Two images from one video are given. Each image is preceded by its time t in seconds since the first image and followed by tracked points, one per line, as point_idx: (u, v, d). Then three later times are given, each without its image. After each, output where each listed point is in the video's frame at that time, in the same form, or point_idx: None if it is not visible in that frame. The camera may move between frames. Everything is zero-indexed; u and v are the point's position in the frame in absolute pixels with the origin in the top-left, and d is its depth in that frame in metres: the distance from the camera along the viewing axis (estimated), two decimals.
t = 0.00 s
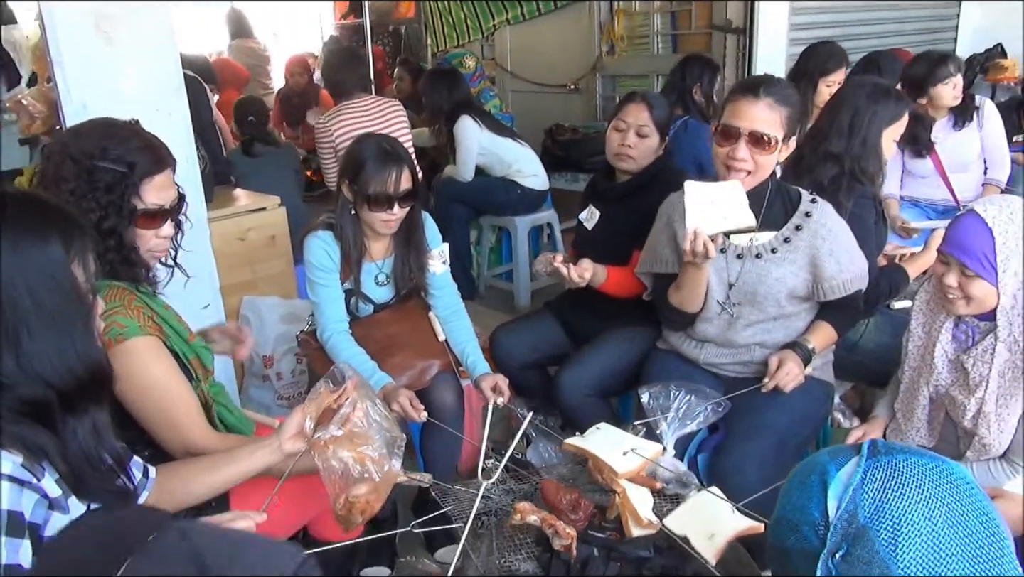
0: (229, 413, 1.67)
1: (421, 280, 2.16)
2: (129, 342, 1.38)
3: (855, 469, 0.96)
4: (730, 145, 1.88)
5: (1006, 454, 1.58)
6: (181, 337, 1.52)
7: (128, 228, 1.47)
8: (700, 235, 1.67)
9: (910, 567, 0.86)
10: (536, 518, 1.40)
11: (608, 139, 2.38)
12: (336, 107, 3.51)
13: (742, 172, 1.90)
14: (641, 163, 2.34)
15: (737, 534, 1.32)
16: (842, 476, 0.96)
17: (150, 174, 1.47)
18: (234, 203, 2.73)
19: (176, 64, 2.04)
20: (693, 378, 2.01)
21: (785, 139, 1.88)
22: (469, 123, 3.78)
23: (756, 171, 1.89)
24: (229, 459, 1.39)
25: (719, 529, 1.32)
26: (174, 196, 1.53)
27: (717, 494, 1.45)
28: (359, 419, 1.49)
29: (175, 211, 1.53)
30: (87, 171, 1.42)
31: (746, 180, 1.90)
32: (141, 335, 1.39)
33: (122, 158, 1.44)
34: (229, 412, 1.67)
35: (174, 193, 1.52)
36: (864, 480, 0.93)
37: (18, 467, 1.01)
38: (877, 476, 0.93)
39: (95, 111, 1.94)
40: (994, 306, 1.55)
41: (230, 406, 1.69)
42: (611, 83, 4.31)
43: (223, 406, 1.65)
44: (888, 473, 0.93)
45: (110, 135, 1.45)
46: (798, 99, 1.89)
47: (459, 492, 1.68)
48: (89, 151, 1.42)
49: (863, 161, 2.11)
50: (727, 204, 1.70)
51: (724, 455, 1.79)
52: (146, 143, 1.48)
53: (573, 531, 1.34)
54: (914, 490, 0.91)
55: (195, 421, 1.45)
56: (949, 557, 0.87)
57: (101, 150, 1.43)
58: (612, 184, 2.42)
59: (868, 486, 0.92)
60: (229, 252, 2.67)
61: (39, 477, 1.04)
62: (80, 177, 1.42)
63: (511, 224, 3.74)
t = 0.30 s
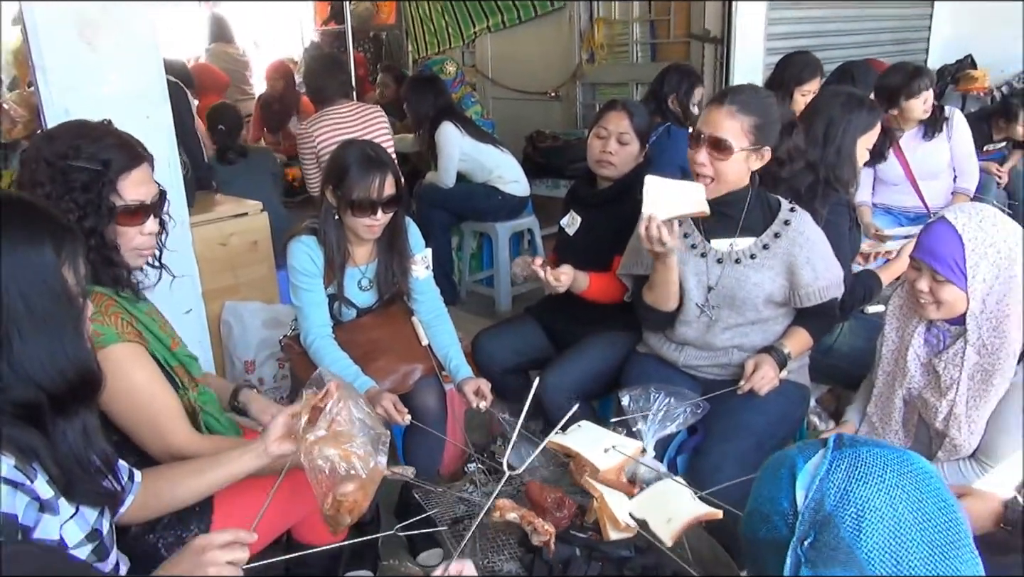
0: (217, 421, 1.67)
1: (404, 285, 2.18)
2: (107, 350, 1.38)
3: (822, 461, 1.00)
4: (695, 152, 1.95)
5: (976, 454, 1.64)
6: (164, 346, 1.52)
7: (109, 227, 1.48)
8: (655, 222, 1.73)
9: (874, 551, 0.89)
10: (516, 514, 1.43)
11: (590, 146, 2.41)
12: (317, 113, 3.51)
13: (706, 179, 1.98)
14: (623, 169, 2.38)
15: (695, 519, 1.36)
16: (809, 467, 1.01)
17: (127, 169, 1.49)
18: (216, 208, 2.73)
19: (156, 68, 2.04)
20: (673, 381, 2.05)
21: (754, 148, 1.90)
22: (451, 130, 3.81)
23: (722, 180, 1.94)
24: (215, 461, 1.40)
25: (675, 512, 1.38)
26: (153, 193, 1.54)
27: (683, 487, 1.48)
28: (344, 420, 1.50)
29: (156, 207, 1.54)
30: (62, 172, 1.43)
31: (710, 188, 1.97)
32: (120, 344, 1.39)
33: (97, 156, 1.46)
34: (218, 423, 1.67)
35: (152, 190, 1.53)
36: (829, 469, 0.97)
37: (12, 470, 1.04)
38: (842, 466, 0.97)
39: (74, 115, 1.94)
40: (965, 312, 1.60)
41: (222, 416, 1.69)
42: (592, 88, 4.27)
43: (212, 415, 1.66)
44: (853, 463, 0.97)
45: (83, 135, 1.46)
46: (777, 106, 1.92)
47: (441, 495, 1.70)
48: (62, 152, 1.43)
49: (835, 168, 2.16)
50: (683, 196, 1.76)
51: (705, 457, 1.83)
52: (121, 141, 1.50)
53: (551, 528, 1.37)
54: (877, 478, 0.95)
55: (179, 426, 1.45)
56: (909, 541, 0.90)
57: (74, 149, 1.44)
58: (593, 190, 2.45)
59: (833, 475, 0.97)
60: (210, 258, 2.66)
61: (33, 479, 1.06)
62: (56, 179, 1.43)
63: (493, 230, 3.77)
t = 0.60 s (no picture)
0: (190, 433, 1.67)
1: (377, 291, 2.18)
2: (81, 361, 1.38)
3: (775, 458, 1.05)
4: (652, 161, 2.00)
5: (934, 455, 1.67)
6: (140, 358, 1.52)
7: (92, 232, 1.48)
8: (603, 213, 1.92)
9: (824, 539, 0.94)
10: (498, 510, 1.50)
11: (562, 154, 2.44)
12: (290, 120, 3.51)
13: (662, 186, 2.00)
14: (594, 177, 2.42)
15: (660, 520, 1.44)
16: (764, 464, 1.05)
17: (109, 175, 1.48)
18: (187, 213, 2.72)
19: (128, 73, 2.03)
20: (642, 385, 2.09)
21: (707, 158, 1.93)
22: (423, 136, 3.82)
23: (681, 190, 1.97)
24: (186, 465, 1.40)
25: (642, 513, 1.45)
26: (136, 197, 1.54)
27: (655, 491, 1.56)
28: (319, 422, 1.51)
29: (139, 212, 1.54)
30: (42, 177, 1.42)
31: (667, 196, 2.00)
32: (95, 355, 1.39)
33: (78, 161, 1.45)
34: (192, 436, 1.67)
35: (135, 194, 1.53)
36: (782, 465, 1.02)
37: None
38: (794, 461, 1.02)
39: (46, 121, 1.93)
40: (924, 318, 1.65)
41: (196, 430, 1.69)
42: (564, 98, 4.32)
43: (186, 428, 1.66)
44: (805, 459, 1.02)
45: (62, 141, 1.46)
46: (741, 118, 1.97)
47: (413, 500, 1.71)
48: (41, 158, 1.43)
49: (798, 179, 2.23)
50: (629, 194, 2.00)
51: (674, 460, 1.86)
52: (103, 146, 1.49)
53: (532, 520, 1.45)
54: (826, 472, 1.00)
55: (151, 432, 1.45)
56: (857, 530, 0.96)
57: (54, 155, 1.44)
58: (564, 198, 2.49)
59: (786, 470, 1.01)
60: (181, 263, 2.65)
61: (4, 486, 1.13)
62: (36, 185, 1.42)
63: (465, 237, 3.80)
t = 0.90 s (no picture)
0: (162, 442, 1.66)
1: (351, 296, 2.18)
2: (53, 367, 1.36)
3: (749, 458, 1.06)
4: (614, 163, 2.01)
5: (901, 456, 1.71)
6: (115, 365, 1.50)
7: (72, 235, 1.45)
8: (565, 206, 1.97)
9: (797, 538, 0.97)
10: (480, 520, 1.48)
11: (537, 159, 2.45)
12: (263, 124, 3.49)
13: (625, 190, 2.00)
14: (568, 182, 2.43)
15: (632, 522, 1.42)
16: (738, 464, 1.07)
17: (88, 175, 1.47)
18: (157, 217, 2.69)
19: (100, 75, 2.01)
20: (616, 388, 2.11)
21: (664, 162, 1.93)
22: (396, 141, 3.82)
23: (639, 190, 1.97)
24: (159, 469, 1.39)
25: (612, 515, 1.43)
26: (118, 200, 1.53)
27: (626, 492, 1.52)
28: (294, 426, 1.50)
29: (120, 215, 1.53)
30: (19, 179, 1.37)
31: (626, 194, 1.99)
32: (69, 362, 1.38)
33: (56, 163, 1.42)
34: (166, 447, 1.66)
35: (116, 197, 1.52)
36: (757, 465, 1.04)
37: None
38: (767, 462, 1.04)
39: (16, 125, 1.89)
40: (892, 322, 1.69)
41: (171, 439, 1.69)
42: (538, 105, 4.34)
43: (160, 440, 1.65)
44: (777, 461, 1.03)
45: (41, 142, 1.42)
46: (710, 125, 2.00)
47: (388, 505, 1.71)
48: (18, 159, 1.38)
49: (766, 185, 2.27)
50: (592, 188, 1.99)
51: (648, 464, 1.88)
52: (82, 148, 1.47)
53: (517, 518, 1.47)
54: (798, 472, 1.01)
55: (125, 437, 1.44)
56: (828, 527, 0.98)
57: (31, 157, 1.40)
58: (539, 202, 2.50)
59: (758, 470, 1.03)
60: (151, 268, 2.62)
61: None
62: (12, 187, 1.36)
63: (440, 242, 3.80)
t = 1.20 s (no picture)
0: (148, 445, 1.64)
1: (335, 297, 2.17)
2: (34, 370, 1.35)
3: (734, 457, 1.07)
4: (596, 165, 2.02)
5: (883, 454, 1.73)
6: (99, 366, 1.49)
7: (56, 236, 1.45)
8: (550, 207, 2.03)
9: (784, 536, 0.97)
10: (462, 531, 1.47)
11: (521, 160, 2.46)
12: (248, 126, 3.47)
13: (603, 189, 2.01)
14: (552, 185, 2.44)
15: (612, 519, 1.45)
16: (724, 463, 1.07)
17: (73, 176, 1.46)
18: (138, 220, 2.66)
19: (82, 75, 2.00)
20: (601, 389, 2.11)
21: (642, 162, 1.94)
22: (379, 142, 3.78)
23: (614, 189, 1.98)
24: (145, 471, 1.38)
25: (591, 514, 1.47)
26: (103, 201, 1.52)
27: (607, 493, 1.57)
28: (280, 428, 1.54)
29: (105, 216, 1.52)
30: (5, 179, 1.37)
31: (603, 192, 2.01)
32: (51, 364, 1.37)
33: (41, 164, 1.42)
34: (151, 451, 1.64)
35: (102, 198, 1.51)
36: (742, 464, 1.04)
37: None
38: (753, 461, 1.04)
39: None
40: (874, 322, 1.70)
41: (156, 442, 1.67)
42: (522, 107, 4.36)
43: (145, 443, 1.63)
44: (763, 459, 1.04)
45: (27, 142, 1.42)
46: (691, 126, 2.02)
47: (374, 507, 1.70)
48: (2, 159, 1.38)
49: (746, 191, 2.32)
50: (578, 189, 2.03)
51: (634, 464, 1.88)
52: (67, 148, 1.46)
53: (500, 525, 1.46)
54: (783, 470, 1.02)
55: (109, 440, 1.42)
56: (814, 525, 0.98)
57: (16, 156, 1.39)
58: (524, 204, 2.50)
59: (745, 470, 1.04)
60: (132, 271, 2.59)
61: None
62: None
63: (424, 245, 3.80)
